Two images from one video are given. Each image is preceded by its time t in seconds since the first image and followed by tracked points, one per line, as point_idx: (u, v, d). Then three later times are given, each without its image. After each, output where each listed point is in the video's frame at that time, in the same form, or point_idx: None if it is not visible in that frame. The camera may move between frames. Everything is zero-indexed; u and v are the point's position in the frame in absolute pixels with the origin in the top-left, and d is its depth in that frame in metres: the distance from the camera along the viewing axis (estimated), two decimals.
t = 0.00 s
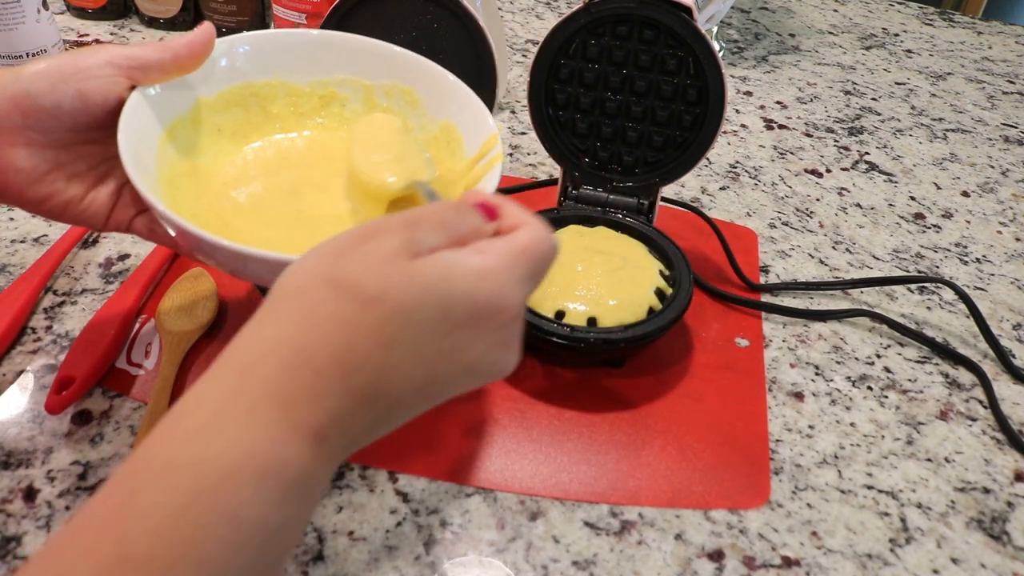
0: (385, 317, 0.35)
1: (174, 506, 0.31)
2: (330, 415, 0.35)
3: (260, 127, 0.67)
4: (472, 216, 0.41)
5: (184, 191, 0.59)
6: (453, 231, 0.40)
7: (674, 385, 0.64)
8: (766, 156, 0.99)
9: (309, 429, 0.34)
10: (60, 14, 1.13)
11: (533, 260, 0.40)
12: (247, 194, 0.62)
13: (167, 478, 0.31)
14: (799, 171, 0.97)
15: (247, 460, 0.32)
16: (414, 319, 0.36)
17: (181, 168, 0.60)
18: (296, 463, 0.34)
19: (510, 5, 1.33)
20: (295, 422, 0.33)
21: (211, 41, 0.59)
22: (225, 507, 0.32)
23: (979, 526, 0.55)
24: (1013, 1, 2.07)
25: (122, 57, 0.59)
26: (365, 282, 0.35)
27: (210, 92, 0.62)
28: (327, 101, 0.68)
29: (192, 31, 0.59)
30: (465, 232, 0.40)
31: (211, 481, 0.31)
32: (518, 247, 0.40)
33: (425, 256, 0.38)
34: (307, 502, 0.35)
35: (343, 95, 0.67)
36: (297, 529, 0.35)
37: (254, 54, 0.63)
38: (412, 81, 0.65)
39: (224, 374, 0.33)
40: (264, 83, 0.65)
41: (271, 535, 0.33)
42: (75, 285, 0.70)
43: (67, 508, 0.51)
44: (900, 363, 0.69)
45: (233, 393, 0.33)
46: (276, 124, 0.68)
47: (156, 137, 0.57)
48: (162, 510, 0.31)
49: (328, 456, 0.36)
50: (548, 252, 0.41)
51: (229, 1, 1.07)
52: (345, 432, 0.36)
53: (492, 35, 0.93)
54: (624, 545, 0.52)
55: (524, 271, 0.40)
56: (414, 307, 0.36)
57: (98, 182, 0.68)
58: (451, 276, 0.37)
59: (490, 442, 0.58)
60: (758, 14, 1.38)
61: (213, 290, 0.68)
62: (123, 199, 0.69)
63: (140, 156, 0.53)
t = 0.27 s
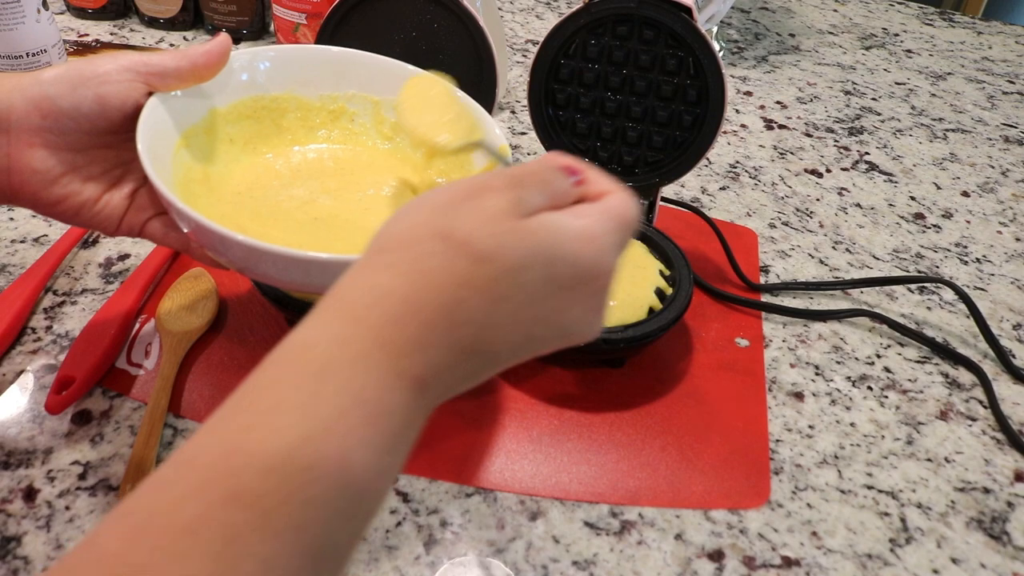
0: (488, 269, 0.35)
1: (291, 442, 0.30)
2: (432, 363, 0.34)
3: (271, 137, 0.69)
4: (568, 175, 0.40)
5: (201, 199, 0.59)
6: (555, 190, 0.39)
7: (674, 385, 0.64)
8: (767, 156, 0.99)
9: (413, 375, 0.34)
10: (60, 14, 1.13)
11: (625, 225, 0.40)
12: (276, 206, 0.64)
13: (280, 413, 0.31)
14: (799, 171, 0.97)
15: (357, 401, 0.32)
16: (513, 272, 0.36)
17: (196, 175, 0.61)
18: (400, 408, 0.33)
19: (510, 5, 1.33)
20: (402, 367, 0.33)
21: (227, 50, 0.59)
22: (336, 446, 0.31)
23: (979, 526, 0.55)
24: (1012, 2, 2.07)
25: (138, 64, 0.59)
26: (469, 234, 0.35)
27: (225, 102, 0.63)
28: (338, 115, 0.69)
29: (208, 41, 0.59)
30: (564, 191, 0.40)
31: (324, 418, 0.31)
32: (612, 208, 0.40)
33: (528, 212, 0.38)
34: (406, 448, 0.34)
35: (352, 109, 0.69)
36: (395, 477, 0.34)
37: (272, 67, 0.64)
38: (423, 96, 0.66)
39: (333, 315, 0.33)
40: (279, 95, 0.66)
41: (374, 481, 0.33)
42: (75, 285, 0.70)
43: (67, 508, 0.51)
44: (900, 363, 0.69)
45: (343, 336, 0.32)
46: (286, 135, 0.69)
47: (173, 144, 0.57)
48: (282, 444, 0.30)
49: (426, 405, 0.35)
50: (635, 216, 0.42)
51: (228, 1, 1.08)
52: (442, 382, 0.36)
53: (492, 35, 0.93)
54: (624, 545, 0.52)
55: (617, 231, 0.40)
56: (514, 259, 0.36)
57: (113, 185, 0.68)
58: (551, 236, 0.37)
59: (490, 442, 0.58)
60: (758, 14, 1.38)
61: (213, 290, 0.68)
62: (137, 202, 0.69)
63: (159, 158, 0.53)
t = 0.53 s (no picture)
0: (612, 324, 0.38)
1: (425, 461, 0.33)
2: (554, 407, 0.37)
3: (250, 136, 0.69)
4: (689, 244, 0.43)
5: (171, 198, 0.60)
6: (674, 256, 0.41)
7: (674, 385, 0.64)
8: (767, 156, 0.99)
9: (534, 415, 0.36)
10: (60, 14, 1.13)
11: (737, 293, 0.42)
12: (245, 202, 0.64)
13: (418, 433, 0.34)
14: (799, 171, 0.97)
15: (483, 431, 0.34)
16: (635, 329, 0.38)
17: (168, 176, 0.62)
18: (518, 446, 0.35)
19: (510, 5, 1.33)
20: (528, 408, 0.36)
21: (203, 52, 0.61)
22: (460, 470, 0.34)
23: (979, 526, 0.55)
24: (1012, 2, 2.07)
25: (112, 64, 0.59)
26: (600, 292, 0.38)
27: (202, 102, 0.64)
28: (315, 113, 0.69)
29: (185, 43, 0.61)
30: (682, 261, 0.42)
31: (455, 444, 0.34)
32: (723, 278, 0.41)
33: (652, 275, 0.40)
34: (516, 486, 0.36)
35: (331, 108, 0.69)
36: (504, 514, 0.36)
37: (244, 65, 0.65)
38: (399, 98, 0.67)
39: (476, 358, 0.36)
40: (255, 95, 0.67)
41: (487, 509, 0.35)
42: (75, 285, 0.70)
43: (67, 508, 0.51)
44: (900, 363, 0.69)
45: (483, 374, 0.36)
46: (264, 135, 0.69)
47: (146, 144, 0.58)
48: (418, 461, 0.33)
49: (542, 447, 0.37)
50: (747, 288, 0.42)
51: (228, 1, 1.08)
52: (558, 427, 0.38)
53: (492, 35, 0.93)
54: (624, 545, 0.52)
55: (728, 299, 0.41)
56: (635, 314, 0.38)
57: (86, 186, 0.66)
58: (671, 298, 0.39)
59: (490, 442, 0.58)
60: (758, 14, 1.38)
61: (213, 290, 0.68)
62: (111, 203, 0.66)
63: (128, 161, 0.54)
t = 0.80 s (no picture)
0: (549, 364, 0.40)
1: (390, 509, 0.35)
2: (510, 452, 0.38)
3: (151, 96, 0.59)
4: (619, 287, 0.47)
5: (68, 157, 0.51)
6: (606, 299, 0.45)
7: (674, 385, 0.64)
8: (766, 156, 0.99)
9: (490, 461, 0.38)
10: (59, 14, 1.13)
11: (675, 310, 0.44)
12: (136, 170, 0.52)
13: (373, 496, 0.36)
14: (799, 171, 0.97)
15: (433, 484, 0.36)
16: (571, 366, 0.40)
17: (63, 136, 0.52)
18: (479, 496, 0.37)
19: (510, 5, 1.33)
20: (481, 455, 0.38)
21: (104, 23, 0.58)
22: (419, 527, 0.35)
23: (979, 526, 0.55)
24: (1012, 1, 2.07)
25: (16, 31, 0.60)
26: (533, 342, 0.41)
27: (112, 71, 0.58)
28: (231, 80, 0.61)
29: (82, 12, 0.58)
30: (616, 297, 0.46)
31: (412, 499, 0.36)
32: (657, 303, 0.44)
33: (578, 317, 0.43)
34: (487, 539, 0.37)
35: (245, 74, 0.61)
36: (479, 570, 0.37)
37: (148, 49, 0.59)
38: (309, 57, 0.60)
39: (422, 421, 0.39)
40: (166, 63, 0.59)
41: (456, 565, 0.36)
42: (75, 285, 0.70)
43: (67, 508, 0.51)
44: (900, 363, 0.69)
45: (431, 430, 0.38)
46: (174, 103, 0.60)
47: (50, 106, 0.52)
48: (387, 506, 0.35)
49: (508, 495, 0.38)
50: (689, 305, 0.45)
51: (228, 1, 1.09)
52: (521, 473, 0.39)
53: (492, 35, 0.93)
54: (624, 545, 0.52)
55: (665, 323, 0.43)
56: (574, 353, 0.41)
57: None
58: (605, 329, 0.42)
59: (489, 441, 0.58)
60: (758, 14, 1.38)
61: (213, 290, 0.68)
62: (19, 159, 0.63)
63: (19, 126, 0.48)
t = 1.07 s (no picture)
0: (561, 354, 0.39)
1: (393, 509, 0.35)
2: (523, 447, 0.37)
3: (45, 38, 0.60)
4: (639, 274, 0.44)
5: None
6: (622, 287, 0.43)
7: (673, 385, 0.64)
8: (766, 156, 0.99)
9: (503, 456, 0.36)
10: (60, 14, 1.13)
11: (694, 299, 0.41)
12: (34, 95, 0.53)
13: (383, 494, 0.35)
14: (799, 171, 0.97)
15: (443, 483, 0.35)
16: (585, 358, 0.39)
17: None
18: (492, 492, 0.36)
19: (510, 5, 1.33)
20: (493, 450, 0.36)
21: None
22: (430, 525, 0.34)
23: (979, 526, 0.55)
24: (1012, 2, 2.07)
25: None
26: (547, 336, 0.39)
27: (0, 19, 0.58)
28: (119, 23, 0.65)
29: None
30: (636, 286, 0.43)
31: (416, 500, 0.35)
32: (675, 290, 0.41)
33: (593, 307, 0.41)
34: (501, 537, 0.36)
35: (131, 15, 0.66)
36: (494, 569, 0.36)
37: None
38: None
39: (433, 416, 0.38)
40: (54, 12, 0.62)
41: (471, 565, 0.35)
42: (75, 285, 0.70)
43: (67, 508, 0.51)
44: (900, 363, 0.69)
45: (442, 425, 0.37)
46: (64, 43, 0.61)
47: None
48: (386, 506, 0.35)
49: (524, 492, 0.37)
50: (708, 293, 0.42)
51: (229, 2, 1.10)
52: (537, 467, 0.37)
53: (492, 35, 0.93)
54: (624, 545, 0.52)
55: (682, 310, 0.41)
56: (588, 345, 0.39)
57: None
58: (620, 318, 0.40)
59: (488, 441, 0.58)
60: (758, 14, 1.38)
61: (212, 291, 0.68)
62: None
63: None
